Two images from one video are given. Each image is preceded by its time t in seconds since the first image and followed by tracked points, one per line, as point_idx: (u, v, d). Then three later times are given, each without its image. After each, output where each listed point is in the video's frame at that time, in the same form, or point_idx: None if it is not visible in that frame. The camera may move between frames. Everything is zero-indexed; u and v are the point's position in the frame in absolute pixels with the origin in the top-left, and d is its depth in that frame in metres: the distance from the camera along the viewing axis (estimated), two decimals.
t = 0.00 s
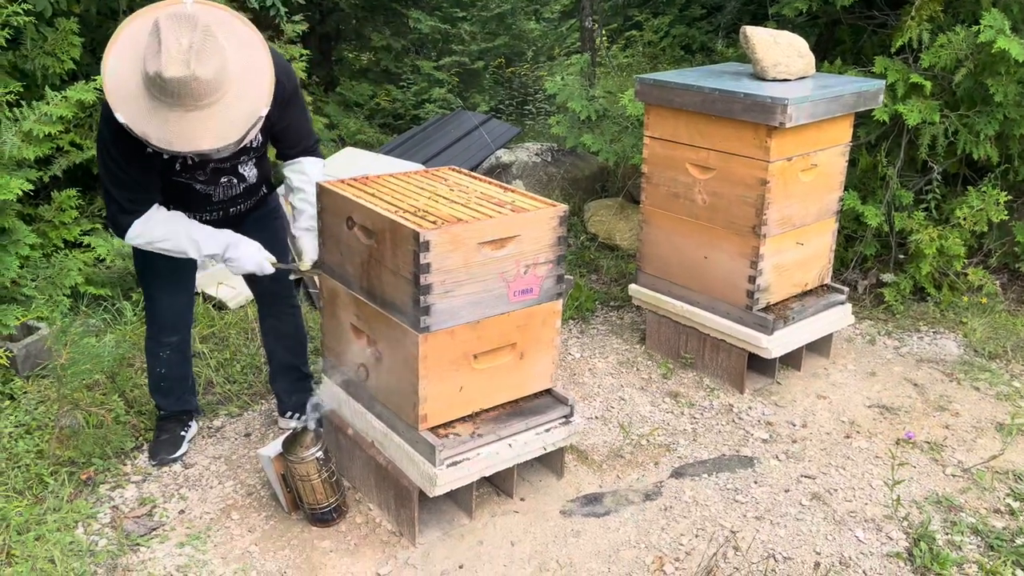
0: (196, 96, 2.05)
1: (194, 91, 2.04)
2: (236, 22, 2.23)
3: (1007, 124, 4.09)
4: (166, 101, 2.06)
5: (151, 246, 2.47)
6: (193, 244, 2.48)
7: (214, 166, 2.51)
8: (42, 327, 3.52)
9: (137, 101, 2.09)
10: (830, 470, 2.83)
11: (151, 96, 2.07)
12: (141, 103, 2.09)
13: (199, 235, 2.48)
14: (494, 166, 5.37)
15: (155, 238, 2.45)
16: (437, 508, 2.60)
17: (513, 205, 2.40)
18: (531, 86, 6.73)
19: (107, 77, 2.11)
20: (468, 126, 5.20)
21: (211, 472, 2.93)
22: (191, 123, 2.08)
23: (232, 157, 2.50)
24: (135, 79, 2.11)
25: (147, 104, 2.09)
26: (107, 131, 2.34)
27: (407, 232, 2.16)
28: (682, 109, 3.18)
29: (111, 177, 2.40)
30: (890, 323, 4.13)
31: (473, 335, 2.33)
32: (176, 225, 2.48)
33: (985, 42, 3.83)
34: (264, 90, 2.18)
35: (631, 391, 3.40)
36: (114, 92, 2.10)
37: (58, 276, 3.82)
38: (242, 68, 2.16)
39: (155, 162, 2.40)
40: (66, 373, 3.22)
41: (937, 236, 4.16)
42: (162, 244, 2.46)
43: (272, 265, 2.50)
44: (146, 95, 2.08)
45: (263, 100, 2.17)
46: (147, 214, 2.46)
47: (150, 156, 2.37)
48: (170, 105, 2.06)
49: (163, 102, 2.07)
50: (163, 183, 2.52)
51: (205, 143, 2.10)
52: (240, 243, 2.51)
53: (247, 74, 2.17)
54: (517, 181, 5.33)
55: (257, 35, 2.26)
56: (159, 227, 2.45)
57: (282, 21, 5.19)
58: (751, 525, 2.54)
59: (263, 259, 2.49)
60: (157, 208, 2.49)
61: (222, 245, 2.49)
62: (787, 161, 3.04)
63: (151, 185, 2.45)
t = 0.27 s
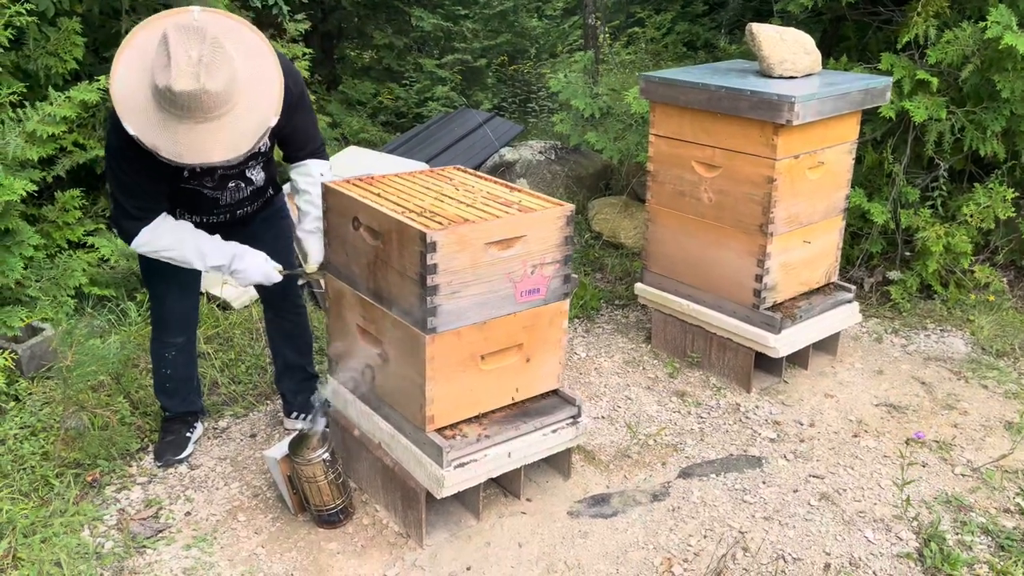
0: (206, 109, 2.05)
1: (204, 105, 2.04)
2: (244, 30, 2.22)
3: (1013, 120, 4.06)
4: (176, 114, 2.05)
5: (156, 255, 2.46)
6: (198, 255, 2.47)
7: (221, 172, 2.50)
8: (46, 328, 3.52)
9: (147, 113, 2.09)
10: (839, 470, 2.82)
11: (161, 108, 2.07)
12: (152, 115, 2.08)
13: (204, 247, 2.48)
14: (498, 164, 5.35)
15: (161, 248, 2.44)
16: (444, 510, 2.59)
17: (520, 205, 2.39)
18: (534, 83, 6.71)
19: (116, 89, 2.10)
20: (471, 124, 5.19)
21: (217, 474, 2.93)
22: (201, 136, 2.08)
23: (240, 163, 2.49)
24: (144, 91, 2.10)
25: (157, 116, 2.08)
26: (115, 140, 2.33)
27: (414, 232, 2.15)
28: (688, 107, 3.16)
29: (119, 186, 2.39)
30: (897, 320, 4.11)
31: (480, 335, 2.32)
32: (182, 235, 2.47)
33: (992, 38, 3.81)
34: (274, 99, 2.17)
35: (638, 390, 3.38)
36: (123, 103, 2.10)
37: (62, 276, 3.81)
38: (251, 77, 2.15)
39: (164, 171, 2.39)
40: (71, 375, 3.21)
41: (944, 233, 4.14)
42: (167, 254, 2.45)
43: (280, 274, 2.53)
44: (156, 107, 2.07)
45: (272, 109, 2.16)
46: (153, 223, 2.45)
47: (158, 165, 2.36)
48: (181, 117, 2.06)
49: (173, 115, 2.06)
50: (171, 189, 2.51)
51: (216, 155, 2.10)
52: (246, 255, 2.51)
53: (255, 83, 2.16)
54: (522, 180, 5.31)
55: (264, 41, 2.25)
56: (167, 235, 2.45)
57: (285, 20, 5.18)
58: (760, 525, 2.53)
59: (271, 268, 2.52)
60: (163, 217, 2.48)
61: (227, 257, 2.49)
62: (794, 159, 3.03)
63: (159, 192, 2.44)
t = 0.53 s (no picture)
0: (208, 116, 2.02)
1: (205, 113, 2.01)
2: (244, 33, 2.18)
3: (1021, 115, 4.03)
4: (178, 122, 2.03)
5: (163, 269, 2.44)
6: (207, 277, 2.47)
7: (228, 178, 2.47)
8: (48, 331, 3.49)
9: (149, 121, 2.06)
10: (850, 470, 2.79)
11: (163, 117, 2.04)
12: (153, 124, 2.06)
13: (215, 270, 2.48)
14: (500, 162, 5.32)
15: (171, 263, 2.43)
16: (453, 513, 2.57)
17: (528, 205, 2.36)
18: (535, 80, 6.67)
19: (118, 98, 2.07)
20: (473, 122, 5.15)
21: (223, 478, 2.90)
22: (204, 144, 2.05)
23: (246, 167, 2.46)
24: (145, 99, 2.07)
25: (159, 125, 2.05)
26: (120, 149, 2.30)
27: (422, 234, 2.12)
28: (695, 104, 3.13)
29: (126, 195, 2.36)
30: (905, 318, 4.09)
31: (489, 337, 2.29)
32: (194, 256, 2.47)
33: (1000, 33, 3.78)
34: (276, 104, 2.13)
35: (645, 390, 3.36)
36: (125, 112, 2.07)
37: (64, 278, 3.77)
38: (252, 82, 2.12)
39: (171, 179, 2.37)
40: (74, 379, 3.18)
41: (952, 230, 4.11)
42: (176, 271, 2.44)
43: (290, 296, 2.57)
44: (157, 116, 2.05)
45: (275, 113, 2.13)
46: (166, 238, 2.43)
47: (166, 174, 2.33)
48: (183, 126, 2.03)
49: (175, 123, 2.03)
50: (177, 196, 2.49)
51: (219, 162, 2.07)
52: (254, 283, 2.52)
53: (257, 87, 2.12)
54: (525, 178, 5.28)
55: (265, 44, 2.21)
56: (181, 252, 2.44)
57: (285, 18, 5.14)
58: (773, 528, 2.50)
59: (281, 291, 2.56)
60: (177, 233, 2.47)
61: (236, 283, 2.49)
62: (802, 157, 2.99)
63: (167, 201, 2.41)
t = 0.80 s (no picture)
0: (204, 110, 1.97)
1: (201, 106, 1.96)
2: (243, 26, 2.14)
3: None
4: (174, 116, 1.98)
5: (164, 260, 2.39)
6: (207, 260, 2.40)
7: (227, 176, 2.43)
8: (47, 338, 3.44)
9: (143, 116, 2.01)
10: (862, 471, 2.77)
11: (158, 111, 1.99)
12: (149, 118, 2.01)
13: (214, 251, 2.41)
14: (500, 161, 5.28)
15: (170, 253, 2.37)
16: (463, 520, 2.53)
17: (536, 207, 2.32)
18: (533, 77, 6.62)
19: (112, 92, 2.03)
20: (472, 120, 5.11)
21: (227, 485, 2.86)
22: (200, 138, 2.00)
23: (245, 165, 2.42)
24: (140, 93, 2.03)
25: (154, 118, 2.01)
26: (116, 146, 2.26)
27: (430, 238, 2.09)
28: (701, 102, 3.10)
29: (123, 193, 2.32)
30: (910, 314, 4.06)
31: (499, 342, 2.26)
32: (189, 240, 2.39)
33: (1005, 27, 3.75)
34: (275, 97, 2.08)
35: (652, 391, 3.33)
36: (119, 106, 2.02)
37: (61, 284, 3.73)
38: (250, 75, 2.07)
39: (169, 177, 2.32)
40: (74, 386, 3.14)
41: (956, 225, 4.09)
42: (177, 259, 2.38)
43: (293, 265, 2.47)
44: (153, 110, 2.00)
45: (274, 108, 2.08)
46: (159, 228, 2.37)
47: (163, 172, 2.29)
48: (179, 119, 1.98)
49: (170, 117, 1.99)
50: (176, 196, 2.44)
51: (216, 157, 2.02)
52: (257, 253, 2.44)
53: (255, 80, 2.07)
54: (525, 176, 5.24)
55: (264, 38, 2.16)
56: (176, 241, 2.38)
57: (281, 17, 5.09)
58: (786, 531, 2.48)
59: (282, 266, 2.44)
60: (170, 221, 2.40)
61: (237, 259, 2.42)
62: (810, 154, 2.96)
63: (165, 200, 2.37)
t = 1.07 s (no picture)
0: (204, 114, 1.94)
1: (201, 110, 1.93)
2: (241, 28, 2.11)
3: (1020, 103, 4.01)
4: (172, 121, 1.95)
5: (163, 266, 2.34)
6: (208, 266, 2.36)
7: (226, 179, 2.39)
8: (40, 342, 3.40)
9: (141, 120, 1.98)
10: (865, 467, 2.76)
11: (156, 115, 1.96)
12: (146, 122, 1.97)
13: (215, 257, 2.37)
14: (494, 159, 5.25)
15: (169, 258, 2.33)
16: (467, 523, 2.52)
17: (537, 207, 2.30)
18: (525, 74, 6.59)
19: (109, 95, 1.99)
20: (466, 118, 5.08)
21: (227, 491, 2.83)
22: (199, 144, 1.97)
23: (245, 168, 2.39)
24: (137, 97, 1.99)
25: (152, 123, 1.97)
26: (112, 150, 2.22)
27: (432, 240, 2.06)
28: (700, 98, 3.08)
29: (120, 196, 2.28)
30: (908, 308, 4.06)
31: (502, 344, 2.24)
32: (191, 246, 2.36)
33: (1000, 20, 3.75)
34: (275, 101, 2.05)
35: (653, 389, 3.31)
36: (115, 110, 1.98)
37: (54, 288, 3.69)
38: (250, 79, 2.04)
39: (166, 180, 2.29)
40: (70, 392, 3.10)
41: (953, 219, 4.09)
42: (176, 264, 2.33)
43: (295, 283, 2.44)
44: (151, 114, 1.97)
45: (274, 111, 2.05)
46: (161, 233, 2.33)
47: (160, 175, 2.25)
48: (177, 124, 1.95)
49: (169, 122, 1.95)
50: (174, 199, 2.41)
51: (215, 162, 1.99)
52: (258, 265, 2.41)
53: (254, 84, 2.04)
54: (519, 173, 5.21)
55: (263, 40, 2.13)
56: (177, 246, 2.34)
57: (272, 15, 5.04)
58: (792, 529, 2.47)
59: (283, 279, 2.41)
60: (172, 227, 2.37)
61: (238, 267, 2.38)
62: (810, 150, 2.95)
63: (163, 203, 2.33)
